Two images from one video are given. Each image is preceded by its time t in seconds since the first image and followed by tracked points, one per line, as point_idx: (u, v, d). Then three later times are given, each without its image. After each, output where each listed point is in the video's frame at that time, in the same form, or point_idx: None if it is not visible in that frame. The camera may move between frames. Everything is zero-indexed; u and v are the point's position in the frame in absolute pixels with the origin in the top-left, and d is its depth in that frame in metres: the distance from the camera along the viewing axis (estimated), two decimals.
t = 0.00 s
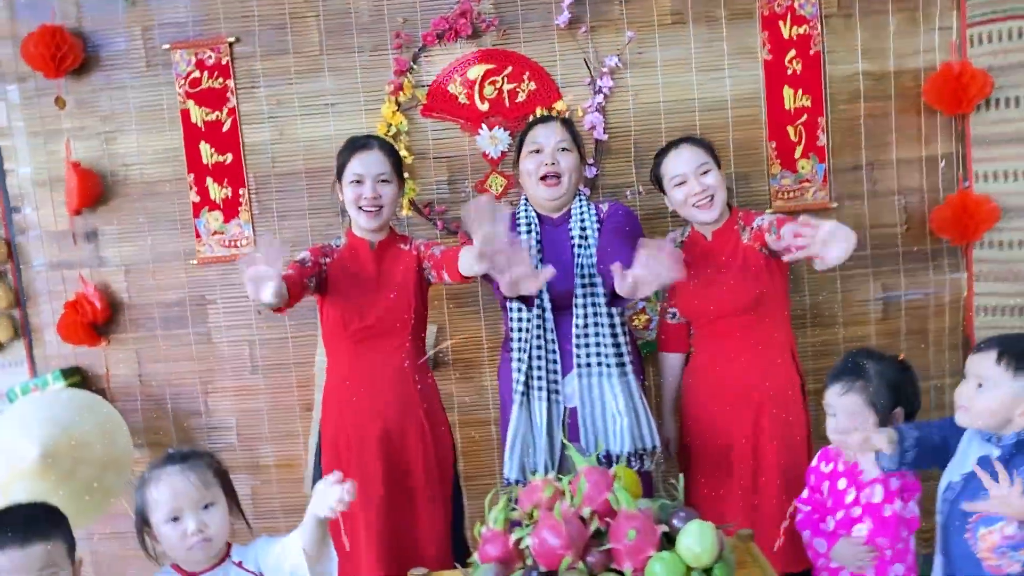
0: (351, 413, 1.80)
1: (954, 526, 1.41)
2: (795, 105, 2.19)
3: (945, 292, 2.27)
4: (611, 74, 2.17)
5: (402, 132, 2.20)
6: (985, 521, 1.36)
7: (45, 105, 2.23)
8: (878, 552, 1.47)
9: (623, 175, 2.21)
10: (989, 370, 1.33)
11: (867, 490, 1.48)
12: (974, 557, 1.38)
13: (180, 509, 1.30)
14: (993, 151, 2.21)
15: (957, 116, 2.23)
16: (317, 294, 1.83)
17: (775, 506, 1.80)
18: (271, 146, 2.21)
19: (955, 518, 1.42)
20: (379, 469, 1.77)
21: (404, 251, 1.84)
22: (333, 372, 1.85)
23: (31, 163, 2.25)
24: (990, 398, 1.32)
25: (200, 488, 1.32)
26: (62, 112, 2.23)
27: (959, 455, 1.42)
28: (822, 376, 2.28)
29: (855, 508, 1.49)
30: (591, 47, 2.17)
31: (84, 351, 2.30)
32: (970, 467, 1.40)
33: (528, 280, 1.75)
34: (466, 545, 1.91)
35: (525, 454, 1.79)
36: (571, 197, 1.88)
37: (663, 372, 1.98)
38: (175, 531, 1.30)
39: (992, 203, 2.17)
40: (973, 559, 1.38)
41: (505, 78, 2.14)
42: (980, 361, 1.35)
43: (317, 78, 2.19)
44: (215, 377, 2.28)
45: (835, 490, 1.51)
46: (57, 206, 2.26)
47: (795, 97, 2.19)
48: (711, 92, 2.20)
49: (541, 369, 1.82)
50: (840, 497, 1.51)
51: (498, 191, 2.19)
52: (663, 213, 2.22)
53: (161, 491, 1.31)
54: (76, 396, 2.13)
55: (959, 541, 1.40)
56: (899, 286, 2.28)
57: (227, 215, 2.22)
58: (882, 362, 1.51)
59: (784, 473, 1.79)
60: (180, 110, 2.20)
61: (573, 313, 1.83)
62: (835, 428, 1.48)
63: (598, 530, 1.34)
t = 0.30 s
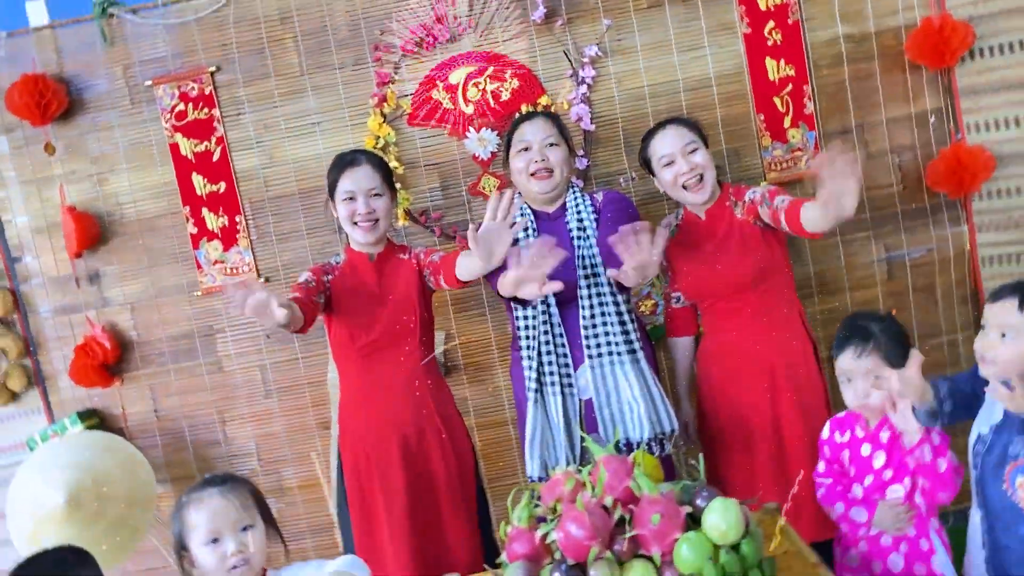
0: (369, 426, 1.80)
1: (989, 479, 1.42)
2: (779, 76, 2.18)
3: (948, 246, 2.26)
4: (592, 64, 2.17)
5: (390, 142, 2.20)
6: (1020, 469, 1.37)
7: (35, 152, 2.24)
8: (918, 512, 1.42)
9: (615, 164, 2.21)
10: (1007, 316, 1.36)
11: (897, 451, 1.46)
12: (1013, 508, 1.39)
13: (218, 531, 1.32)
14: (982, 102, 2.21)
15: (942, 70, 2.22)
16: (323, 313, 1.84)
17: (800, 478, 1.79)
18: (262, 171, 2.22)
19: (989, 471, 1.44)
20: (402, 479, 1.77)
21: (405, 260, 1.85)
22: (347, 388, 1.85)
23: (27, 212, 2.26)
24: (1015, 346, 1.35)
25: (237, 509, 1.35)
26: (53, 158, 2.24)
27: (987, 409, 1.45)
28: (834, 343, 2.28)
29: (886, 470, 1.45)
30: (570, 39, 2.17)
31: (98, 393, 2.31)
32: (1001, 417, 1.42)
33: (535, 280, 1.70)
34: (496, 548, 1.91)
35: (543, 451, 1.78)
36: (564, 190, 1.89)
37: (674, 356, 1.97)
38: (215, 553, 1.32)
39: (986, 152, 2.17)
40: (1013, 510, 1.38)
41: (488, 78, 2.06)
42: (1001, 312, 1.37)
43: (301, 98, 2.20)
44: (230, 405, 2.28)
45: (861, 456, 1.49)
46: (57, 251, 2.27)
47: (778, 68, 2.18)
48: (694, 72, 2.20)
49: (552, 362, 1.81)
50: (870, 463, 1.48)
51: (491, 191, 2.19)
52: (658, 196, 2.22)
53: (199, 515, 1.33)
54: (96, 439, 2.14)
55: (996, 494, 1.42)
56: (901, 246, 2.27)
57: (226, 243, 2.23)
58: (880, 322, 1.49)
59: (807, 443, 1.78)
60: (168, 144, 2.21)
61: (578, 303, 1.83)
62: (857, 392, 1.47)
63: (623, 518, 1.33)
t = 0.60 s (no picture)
0: (392, 423, 1.91)
1: (982, 410, 1.45)
2: (748, 53, 2.29)
3: (926, 199, 2.36)
4: (569, 60, 2.27)
5: (385, 155, 2.31)
6: (1009, 396, 1.41)
7: (51, 198, 2.36)
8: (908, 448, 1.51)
9: (601, 153, 2.31)
10: (983, 253, 1.44)
11: (882, 393, 1.54)
12: (1010, 433, 1.42)
13: (262, 529, 1.43)
14: (945, 59, 2.30)
15: (903, 32, 2.31)
16: (339, 321, 1.94)
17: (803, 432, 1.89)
18: (267, 194, 2.33)
19: (981, 403, 1.46)
20: (428, 470, 1.88)
21: (411, 264, 1.96)
22: (368, 389, 1.96)
23: (49, 254, 2.38)
24: (993, 281, 1.43)
25: (279, 507, 1.47)
26: (68, 201, 2.36)
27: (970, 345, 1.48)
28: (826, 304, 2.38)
29: (876, 413, 1.54)
30: (545, 39, 2.27)
31: (133, 420, 2.42)
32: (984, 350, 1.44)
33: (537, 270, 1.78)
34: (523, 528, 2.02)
35: (559, 428, 1.89)
36: (555, 182, 1.99)
37: (674, 330, 2.07)
38: (262, 550, 1.43)
39: (953, 106, 2.26)
40: (1007, 435, 1.43)
41: (471, 85, 2.26)
42: (977, 250, 1.44)
43: (297, 121, 2.31)
44: (259, 419, 2.40)
45: (848, 404, 1.57)
46: (80, 289, 2.39)
47: (747, 46, 2.28)
48: (667, 57, 2.30)
49: (559, 344, 1.92)
50: (857, 409, 1.56)
51: (485, 191, 2.30)
52: (645, 180, 2.33)
53: (243, 515, 1.44)
54: (136, 462, 2.26)
55: (990, 422, 1.45)
56: (882, 204, 2.37)
57: (239, 265, 2.34)
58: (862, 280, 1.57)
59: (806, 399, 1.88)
60: (175, 176, 2.32)
61: (579, 287, 1.94)
62: (846, 343, 1.53)
63: (634, 481, 1.44)
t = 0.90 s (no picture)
0: (409, 405, 2.07)
1: (941, 344, 1.59)
2: (714, 38, 2.44)
3: (892, 162, 2.51)
4: (548, 58, 2.43)
5: (383, 160, 2.47)
6: (964, 329, 1.54)
7: (75, 224, 2.53)
8: (868, 374, 1.69)
9: (584, 142, 2.47)
10: (934, 202, 1.57)
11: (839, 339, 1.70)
12: (968, 362, 1.55)
13: (302, 503, 1.59)
14: (899, 29, 2.46)
15: (858, 7, 2.46)
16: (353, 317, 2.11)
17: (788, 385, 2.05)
18: (276, 205, 2.50)
19: (941, 338, 1.60)
20: (446, 446, 2.04)
21: (416, 259, 2.12)
22: (386, 378, 2.12)
23: (77, 277, 2.55)
24: (944, 227, 1.56)
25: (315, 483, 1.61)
26: (91, 226, 2.52)
27: (925, 288, 1.62)
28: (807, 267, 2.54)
29: (837, 355, 1.69)
30: (524, 40, 2.43)
31: (167, 425, 2.59)
32: (939, 291, 1.59)
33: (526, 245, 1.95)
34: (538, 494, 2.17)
35: (563, 399, 2.05)
36: (544, 172, 2.13)
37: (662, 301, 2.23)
38: (303, 522, 1.58)
39: (909, 73, 2.41)
40: (966, 365, 1.56)
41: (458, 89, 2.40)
42: (927, 199, 1.57)
43: (299, 134, 2.47)
44: (285, 415, 2.57)
45: (813, 354, 1.72)
46: (109, 307, 2.55)
47: (713, 32, 2.44)
48: (639, 48, 2.45)
49: (557, 322, 2.08)
50: (822, 356, 1.71)
51: (478, 186, 2.45)
52: (627, 164, 2.48)
53: (284, 493, 1.60)
54: (175, 463, 2.43)
55: (950, 356, 1.58)
56: (852, 170, 2.52)
57: (255, 273, 2.51)
58: (821, 241, 1.73)
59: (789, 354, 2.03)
60: (190, 195, 2.49)
61: (571, 266, 2.09)
62: (813, 295, 1.70)
63: (630, 431, 1.61)
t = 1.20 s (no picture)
0: (410, 382, 2.25)
1: (881, 306, 1.79)
2: (685, 34, 2.61)
3: (855, 145, 2.69)
4: (531, 57, 2.60)
5: (380, 157, 2.65)
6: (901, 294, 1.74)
7: (95, 226, 2.71)
8: (822, 338, 1.89)
9: (567, 135, 2.65)
10: (874, 179, 1.73)
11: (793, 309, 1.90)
12: (904, 323, 1.76)
13: (317, 466, 1.74)
14: (858, 20, 2.63)
15: (819, 1, 2.64)
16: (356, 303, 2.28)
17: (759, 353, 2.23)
18: (281, 203, 2.67)
19: (880, 302, 1.80)
20: (446, 419, 2.22)
21: (412, 247, 2.29)
22: (388, 357, 2.30)
23: (98, 276, 2.73)
24: (884, 202, 1.73)
25: (328, 448, 1.77)
26: (109, 228, 2.70)
27: (863, 260, 1.82)
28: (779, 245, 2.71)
29: (791, 324, 1.90)
30: (508, 42, 2.60)
31: (186, 411, 2.77)
32: (877, 260, 1.78)
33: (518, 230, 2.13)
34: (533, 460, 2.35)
35: (554, 371, 2.23)
36: (530, 162, 2.28)
37: (642, 280, 2.41)
38: (319, 483, 1.74)
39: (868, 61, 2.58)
40: (902, 325, 1.76)
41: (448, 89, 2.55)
42: (867, 176, 1.74)
43: (301, 136, 2.65)
44: (296, 398, 2.75)
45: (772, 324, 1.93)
46: (128, 303, 2.73)
47: (684, 28, 2.61)
48: (616, 45, 2.62)
49: (544, 301, 2.26)
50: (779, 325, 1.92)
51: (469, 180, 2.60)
52: (608, 154, 2.66)
53: (300, 457, 1.74)
54: (195, 446, 2.61)
55: (889, 317, 1.78)
56: (818, 153, 2.70)
57: (264, 267, 2.69)
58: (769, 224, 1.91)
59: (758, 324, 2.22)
60: (201, 196, 2.67)
61: (556, 251, 2.26)
62: (765, 271, 1.90)
63: (608, 393, 1.80)
